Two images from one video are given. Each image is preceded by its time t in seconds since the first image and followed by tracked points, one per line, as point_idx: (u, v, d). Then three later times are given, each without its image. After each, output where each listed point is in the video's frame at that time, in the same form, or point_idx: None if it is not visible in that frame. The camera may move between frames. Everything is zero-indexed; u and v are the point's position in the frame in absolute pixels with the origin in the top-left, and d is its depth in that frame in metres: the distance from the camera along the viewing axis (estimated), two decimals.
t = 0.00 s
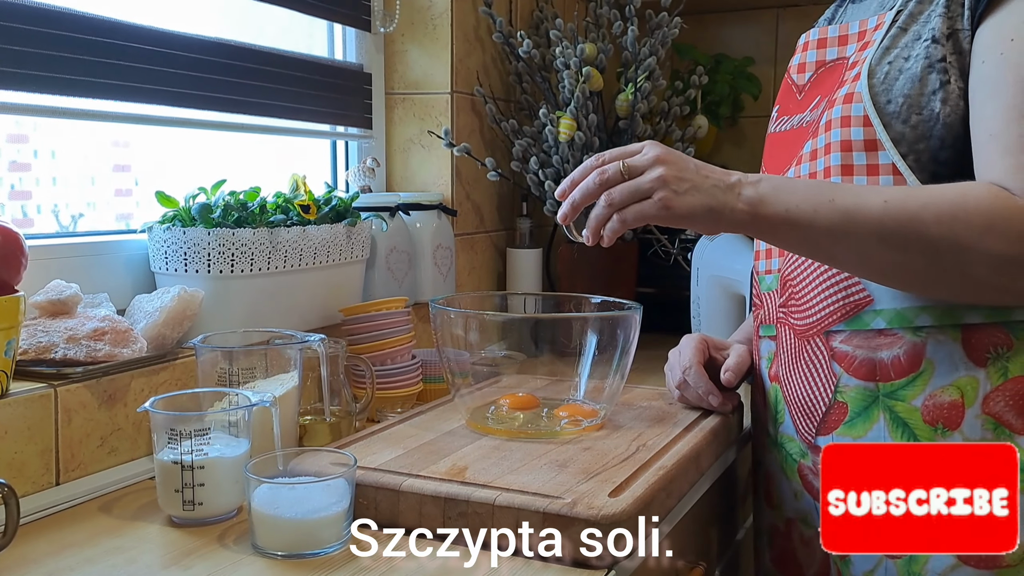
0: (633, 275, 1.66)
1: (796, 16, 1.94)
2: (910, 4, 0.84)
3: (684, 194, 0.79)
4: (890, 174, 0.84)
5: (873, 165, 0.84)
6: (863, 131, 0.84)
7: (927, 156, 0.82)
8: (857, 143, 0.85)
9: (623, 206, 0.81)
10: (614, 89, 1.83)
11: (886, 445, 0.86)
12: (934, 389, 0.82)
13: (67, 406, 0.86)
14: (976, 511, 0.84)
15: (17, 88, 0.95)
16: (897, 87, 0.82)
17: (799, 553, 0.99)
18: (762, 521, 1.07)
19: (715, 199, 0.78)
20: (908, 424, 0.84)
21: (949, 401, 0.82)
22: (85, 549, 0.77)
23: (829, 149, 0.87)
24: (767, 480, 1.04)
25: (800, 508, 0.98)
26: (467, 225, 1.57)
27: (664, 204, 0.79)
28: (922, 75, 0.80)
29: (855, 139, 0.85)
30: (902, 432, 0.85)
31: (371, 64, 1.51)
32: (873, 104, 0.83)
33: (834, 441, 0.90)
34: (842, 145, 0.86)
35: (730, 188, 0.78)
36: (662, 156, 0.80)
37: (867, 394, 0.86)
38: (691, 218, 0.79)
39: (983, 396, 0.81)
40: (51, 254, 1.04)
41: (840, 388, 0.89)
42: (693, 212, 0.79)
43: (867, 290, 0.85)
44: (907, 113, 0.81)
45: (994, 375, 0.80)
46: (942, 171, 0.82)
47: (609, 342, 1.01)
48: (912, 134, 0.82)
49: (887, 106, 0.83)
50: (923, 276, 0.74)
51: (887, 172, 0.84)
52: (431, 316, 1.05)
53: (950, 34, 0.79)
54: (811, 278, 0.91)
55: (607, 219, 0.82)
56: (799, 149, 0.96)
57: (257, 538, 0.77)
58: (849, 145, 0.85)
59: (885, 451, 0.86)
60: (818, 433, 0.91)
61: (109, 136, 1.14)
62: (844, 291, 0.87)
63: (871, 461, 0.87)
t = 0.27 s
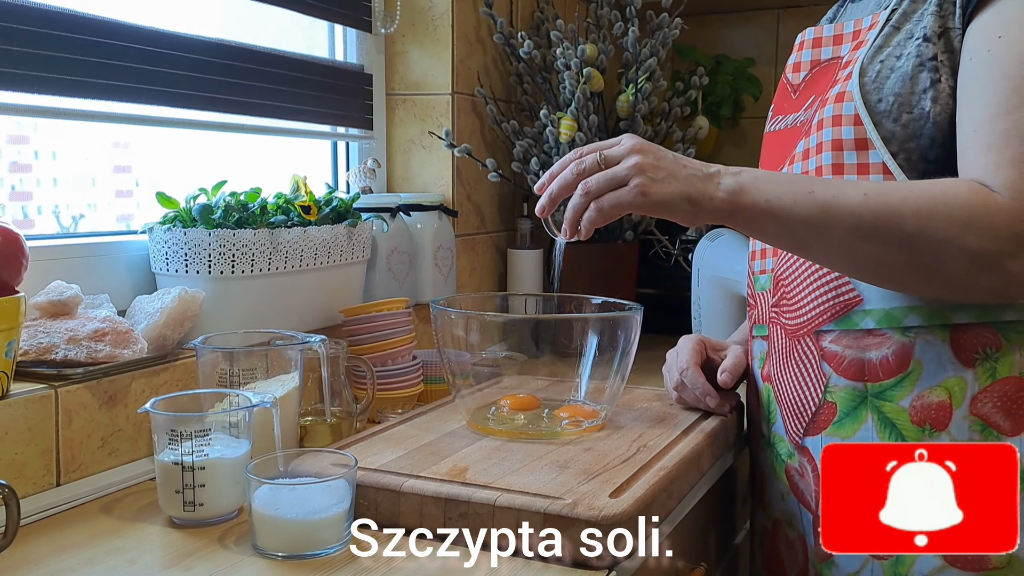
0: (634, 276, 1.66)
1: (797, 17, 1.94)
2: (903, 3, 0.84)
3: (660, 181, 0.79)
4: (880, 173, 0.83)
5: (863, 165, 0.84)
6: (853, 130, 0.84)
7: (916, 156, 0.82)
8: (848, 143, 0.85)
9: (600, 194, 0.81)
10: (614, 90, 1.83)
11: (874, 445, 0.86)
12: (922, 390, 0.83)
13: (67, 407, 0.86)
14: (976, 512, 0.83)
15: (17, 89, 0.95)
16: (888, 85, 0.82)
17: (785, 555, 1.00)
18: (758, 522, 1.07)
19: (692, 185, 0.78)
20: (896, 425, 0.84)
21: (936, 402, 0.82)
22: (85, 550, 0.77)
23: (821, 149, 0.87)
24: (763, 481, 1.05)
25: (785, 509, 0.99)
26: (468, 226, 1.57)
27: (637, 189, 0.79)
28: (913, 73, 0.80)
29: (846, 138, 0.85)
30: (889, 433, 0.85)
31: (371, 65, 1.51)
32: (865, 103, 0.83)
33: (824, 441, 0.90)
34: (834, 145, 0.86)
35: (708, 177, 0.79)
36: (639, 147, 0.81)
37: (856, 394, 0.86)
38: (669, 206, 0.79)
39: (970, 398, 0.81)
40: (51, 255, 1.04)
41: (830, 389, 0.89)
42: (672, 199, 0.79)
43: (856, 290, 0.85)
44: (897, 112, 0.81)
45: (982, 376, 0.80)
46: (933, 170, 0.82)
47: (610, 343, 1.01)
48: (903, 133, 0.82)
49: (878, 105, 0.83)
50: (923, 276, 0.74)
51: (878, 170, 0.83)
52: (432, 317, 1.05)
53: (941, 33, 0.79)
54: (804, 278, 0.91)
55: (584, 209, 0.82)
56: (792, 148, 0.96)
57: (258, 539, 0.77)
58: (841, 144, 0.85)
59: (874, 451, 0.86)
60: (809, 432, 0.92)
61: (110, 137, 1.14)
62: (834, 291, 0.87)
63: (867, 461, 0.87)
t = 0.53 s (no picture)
0: (634, 277, 1.66)
1: (797, 18, 1.94)
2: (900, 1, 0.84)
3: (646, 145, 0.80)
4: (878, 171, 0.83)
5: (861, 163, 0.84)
6: (850, 129, 0.84)
7: (914, 154, 0.82)
8: (845, 142, 0.84)
9: (584, 154, 0.83)
10: (615, 91, 1.83)
11: (872, 445, 0.86)
12: (920, 391, 0.83)
13: (68, 408, 0.86)
14: (977, 513, 0.84)
15: (18, 89, 0.95)
16: (885, 84, 0.82)
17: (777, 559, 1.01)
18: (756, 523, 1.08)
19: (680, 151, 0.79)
20: (894, 425, 0.84)
21: (934, 402, 0.82)
22: (85, 551, 0.77)
23: (818, 149, 0.87)
24: (763, 481, 1.05)
25: (780, 510, 0.99)
26: (468, 227, 1.57)
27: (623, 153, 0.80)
28: (909, 72, 0.80)
29: (843, 137, 0.85)
30: (887, 433, 0.85)
31: (372, 66, 1.51)
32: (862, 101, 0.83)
33: (822, 441, 0.90)
34: (831, 144, 0.86)
35: (697, 146, 0.79)
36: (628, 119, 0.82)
37: (854, 394, 0.86)
38: (652, 169, 0.80)
39: (969, 398, 0.81)
40: (52, 255, 1.04)
41: (827, 389, 0.89)
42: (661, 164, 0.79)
43: (854, 289, 0.85)
44: (895, 110, 0.82)
45: (980, 377, 0.81)
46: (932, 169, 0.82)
47: (610, 343, 1.01)
48: (901, 132, 0.82)
49: (875, 103, 0.83)
50: (923, 277, 0.74)
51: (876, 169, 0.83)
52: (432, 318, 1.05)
53: (937, 30, 0.79)
54: (803, 278, 0.91)
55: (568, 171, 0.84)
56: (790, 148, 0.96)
57: (257, 539, 0.77)
58: (838, 143, 0.85)
59: (872, 450, 0.86)
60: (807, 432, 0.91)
61: (110, 137, 1.14)
62: (833, 290, 0.87)
63: (867, 461, 0.87)
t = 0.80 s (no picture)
0: (635, 277, 1.66)
1: (798, 19, 1.94)
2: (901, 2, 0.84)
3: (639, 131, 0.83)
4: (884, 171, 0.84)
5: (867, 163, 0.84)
6: (855, 129, 0.84)
7: (918, 154, 0.81)
8: (850, 142, 0.85)
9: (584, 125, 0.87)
10: (615, 91, 1.83)
11: (875, 444, 0.86)
12: (924, 391, 0.82)
13: (68, 409, 0.86)
14: (976, 512, 0.83)
15: (19, 90, 0.95)
16: (888, 84, 0.82)
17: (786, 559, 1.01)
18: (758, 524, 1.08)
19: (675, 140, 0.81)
20: (898, 425, 0.84)
21: (938, 402, 0.82)
22: (86, 551, 0.77)
23: (822, 149, 0.88)
24: (764, 482, 1.04)
25: (786, 511, 0.99)
26: (468, 228, 1.57)
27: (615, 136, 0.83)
28: (912, 71, 0.80)
29: (848, 137, 0.85)
30: (890, 432, 0.85)
31: (372, 66, 1.51)
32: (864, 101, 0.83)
33: (825, 441, 0.90)
34: (836, 144, 0.86)
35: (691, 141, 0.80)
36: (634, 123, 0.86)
37: (858, 394, 0.86)
38: (641, 150, 0.82)
39: (973, 398, 0.81)
40: (53, 256, 1.04)
41: (830, 389, 0.89)
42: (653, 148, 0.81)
43: (858, 289, 0.85)
44: (898, 110, 0.81)
45: (984, 377, 0.80)
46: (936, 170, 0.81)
47: (610, 344, 1.01)
48: (904, 132, 0.82)
49: (878, 103, 0.83)
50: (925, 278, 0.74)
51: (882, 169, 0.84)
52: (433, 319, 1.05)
53: (940, 30, 0.79)
54: (805, 277, 0.91)
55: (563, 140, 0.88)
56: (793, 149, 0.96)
57: (258, 540, 0.77)
58: (843, 143, 0.86)
59: (876, 450, 0.86)
60: (809, 432, 0.92)
61: (111, 138, 1.14)
62: (836, 291, 0.87)
63: (867, 461, 0.87)
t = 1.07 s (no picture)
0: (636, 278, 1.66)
1: (799, 20, 1.94)
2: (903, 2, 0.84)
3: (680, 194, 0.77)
4: (885, 172, 0.84)
5: (868, 164, 0.85)
6: (856, 130, 0.84)
7: (918, 155, 0.81)
8: (851, 143, 0.85)
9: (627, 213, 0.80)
10: (616, 92, 1.83)
11: (874, 444, 0.86)
12: (922, 391, 0.82)
13: (69, 410, 0.86)
14: (976, 511, 0.84)
15: (21, 91, 0.95)
16: (888, 85, 0.82)
17: (788, 558, 1.01)
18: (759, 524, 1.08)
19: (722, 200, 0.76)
20: (897, 427, 0.84)
21: (936, 404, 0.82)
22: (87, 552, 0.77)
23: (821, 150, 0.88)
24: (765, 483, 1.05)
25: (788, 512, 0.99)
26: (469, 228, 1.57)
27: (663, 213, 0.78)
28: (913, 72, 0.80)
29: (849, 138, 0.85)
30: (888, 432, 0.85)
31: (373, 67, 1.51)
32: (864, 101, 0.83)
33: (822, 442, 0.90)
34: (836, 145, 0.86)
35: (734, 198, 0.76)
36: (666, 156, 0.77)
37: (856, 395, 0.87)
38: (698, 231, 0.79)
39: (971, 400, 0.81)
40: (54, 257, 1.04)
41: (829, 390, 0.89)
42: (705, 219, 0.77)
43: (858, 290, 0.85)
44: (898, 111, 0.81)
45: (983, 378, 0.80)
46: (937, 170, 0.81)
47: (611, 345, 1.01)
48: (904, 133, 0.81)
49: (878, 104, 0.83)
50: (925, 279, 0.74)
51: (882, 170, 0.84)
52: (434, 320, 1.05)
53: (941, 31, 0.78)
54: (803, 277, 0.91)
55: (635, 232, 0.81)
56: (792, 149, 0.97)
57: (259, 541, 0.77)
58: (843, 144, 0.86)
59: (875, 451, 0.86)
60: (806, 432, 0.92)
61: (111, 138, 1.14)
62: (835, 291, 0.87)
63: (867, 459, 0.87)
